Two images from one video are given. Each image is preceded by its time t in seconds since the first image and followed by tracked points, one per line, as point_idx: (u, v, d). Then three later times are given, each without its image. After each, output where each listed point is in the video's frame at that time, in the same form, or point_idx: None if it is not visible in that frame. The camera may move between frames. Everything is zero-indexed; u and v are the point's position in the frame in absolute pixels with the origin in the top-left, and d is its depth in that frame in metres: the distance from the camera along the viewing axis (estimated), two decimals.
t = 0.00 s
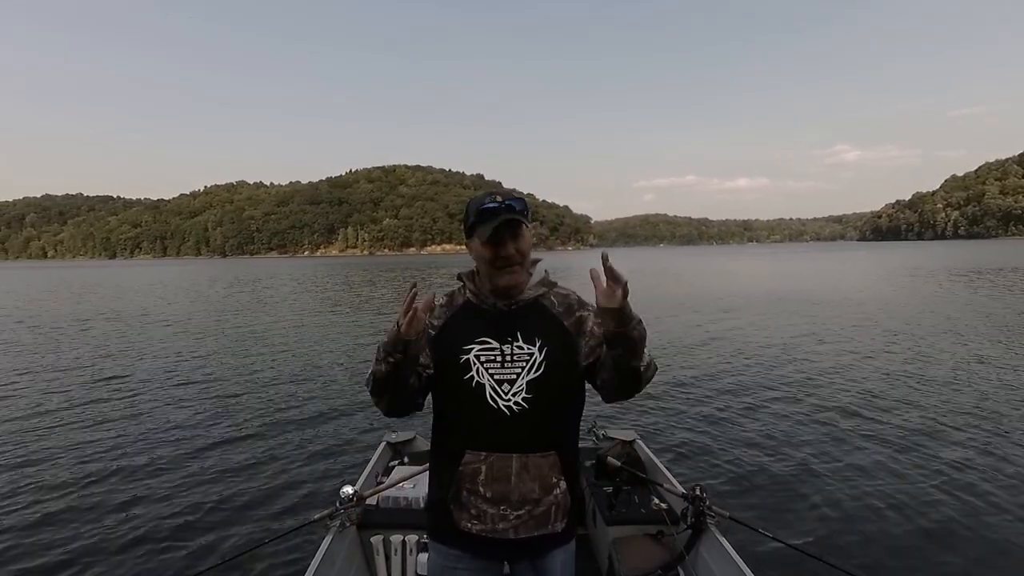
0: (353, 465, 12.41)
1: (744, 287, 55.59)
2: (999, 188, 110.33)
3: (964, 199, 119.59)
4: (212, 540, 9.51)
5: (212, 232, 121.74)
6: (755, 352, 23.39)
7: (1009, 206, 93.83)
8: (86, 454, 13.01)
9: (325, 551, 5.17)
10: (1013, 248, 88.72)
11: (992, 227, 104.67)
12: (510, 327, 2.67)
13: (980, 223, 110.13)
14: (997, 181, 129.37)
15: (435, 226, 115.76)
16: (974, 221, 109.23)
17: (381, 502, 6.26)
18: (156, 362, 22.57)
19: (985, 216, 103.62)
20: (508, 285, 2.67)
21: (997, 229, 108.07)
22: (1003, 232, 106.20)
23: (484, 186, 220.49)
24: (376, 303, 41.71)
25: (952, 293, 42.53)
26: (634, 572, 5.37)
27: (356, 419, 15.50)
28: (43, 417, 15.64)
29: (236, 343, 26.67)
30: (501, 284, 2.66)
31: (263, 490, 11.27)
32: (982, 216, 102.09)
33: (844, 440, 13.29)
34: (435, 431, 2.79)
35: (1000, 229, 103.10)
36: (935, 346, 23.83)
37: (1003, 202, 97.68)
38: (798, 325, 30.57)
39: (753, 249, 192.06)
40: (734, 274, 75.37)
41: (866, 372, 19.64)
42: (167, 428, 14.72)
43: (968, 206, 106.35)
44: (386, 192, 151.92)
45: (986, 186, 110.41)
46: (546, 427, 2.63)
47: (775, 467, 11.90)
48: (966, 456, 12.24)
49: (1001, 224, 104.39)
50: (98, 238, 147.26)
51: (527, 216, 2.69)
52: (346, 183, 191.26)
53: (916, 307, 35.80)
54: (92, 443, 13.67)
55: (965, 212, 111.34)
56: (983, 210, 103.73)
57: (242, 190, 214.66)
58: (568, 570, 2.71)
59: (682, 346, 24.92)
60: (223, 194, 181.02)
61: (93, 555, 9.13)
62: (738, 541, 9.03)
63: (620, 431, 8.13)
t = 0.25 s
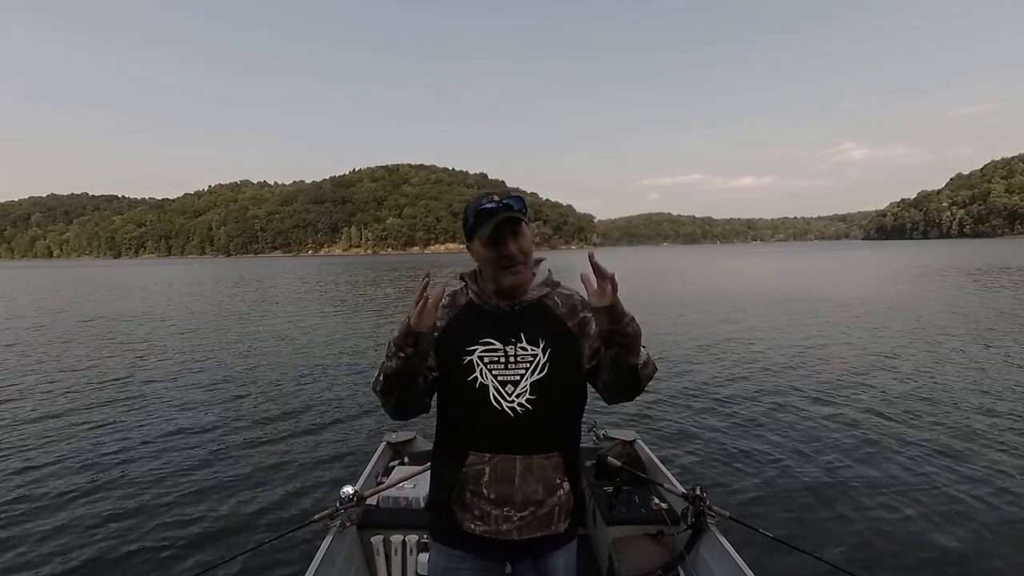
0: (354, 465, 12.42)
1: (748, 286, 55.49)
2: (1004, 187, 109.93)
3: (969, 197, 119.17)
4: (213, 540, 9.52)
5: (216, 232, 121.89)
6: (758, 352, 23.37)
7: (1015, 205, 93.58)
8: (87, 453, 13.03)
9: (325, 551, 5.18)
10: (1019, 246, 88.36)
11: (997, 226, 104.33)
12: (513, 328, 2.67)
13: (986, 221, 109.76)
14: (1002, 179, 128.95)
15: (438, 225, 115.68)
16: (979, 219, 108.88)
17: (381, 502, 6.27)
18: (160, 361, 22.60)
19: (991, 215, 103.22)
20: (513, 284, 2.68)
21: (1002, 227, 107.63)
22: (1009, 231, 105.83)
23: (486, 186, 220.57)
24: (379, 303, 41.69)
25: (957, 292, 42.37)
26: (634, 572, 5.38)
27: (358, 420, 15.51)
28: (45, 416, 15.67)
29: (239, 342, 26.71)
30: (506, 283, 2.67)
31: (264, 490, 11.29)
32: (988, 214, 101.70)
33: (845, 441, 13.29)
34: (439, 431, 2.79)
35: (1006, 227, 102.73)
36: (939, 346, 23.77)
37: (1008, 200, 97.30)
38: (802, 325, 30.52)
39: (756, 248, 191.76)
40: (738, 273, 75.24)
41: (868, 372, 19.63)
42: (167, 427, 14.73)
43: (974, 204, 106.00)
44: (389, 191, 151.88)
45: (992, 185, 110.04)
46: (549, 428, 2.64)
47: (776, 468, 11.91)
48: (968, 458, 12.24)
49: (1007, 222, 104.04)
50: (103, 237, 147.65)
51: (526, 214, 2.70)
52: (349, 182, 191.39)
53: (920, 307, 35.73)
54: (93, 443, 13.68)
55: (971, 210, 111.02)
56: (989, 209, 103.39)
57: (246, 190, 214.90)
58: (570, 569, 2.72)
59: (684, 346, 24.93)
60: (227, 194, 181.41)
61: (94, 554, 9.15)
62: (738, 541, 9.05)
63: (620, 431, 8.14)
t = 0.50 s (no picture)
0: (354, 466, 12.42)
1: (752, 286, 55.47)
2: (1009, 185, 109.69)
3: (974, 196, 118.97)
4: (213, 541, 9.52)
5: (220, 232, 122.12)
6: (760, 352, 23.38)
7: (1021, 203, 93.29)
8: (87, 454, 13.04)
9: (325, 551, 5.17)
10: None
11: (1002, 225, 104.11)
12: (512, 328, 2.68)
13: (991, 220, 109.57)
14: (1007, 179, 128.75)
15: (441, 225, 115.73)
16: (984, 218, 108.70)
17: (380, 502, 6.26)
18: (162, 361, 22.62)
19: (996, 214, 102.96)
20: (501, 276, 2.64)
21: (1008, 226, 107.39)
22: (1014, 230, 105.58)
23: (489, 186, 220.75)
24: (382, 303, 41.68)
25: (961, 292, 42.30)
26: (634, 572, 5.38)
27: (358, 419, 15.51)
28: (46, 417, 15.70)
29: (242, 342, 26.74)
30: (494, 274, 2.64)
31: (264, 490, 11.29)
32: (992, 213, 101.50)
33: (846, 441, 13.29)
34: (439, 435, 2.79)
35: (1011, 226, 102.50)
36: (942, 346, 23.74)
37: (1014, 199, 97.13)
38: (805, 325, 30.49)
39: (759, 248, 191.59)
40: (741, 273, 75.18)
41: (870, 372, 19.62)
42: (167, 428, 14.73)
43: (978, 203, 105.82)
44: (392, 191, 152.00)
45: (996, 184, 109.88)
46: (550, 431, 2.64)
47: (776, 468, 11.92)
48: (969, 458, 12.23)
49: (1012, 221, 103.83)
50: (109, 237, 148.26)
51: (522, 213, 2.74)
52: (352, 182, 191.59)
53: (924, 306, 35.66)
54: (93, 444, 13.70)
55: (975, 209, 110.84)
56: (994, 208, 103.19)
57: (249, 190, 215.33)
58: (572, 571, 2.71)
59: (686, 346, 24.94)
60: (230, 194, 181.53)
61: (94, 556, 9.17)
62: (739, 541, 9.05)
63: (620, 431, 8.14)
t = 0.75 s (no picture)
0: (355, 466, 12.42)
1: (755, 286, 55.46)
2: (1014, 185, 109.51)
3: (978, 196, 118.75)
4: (213, 541, 9.54)
5: (224, 232, 122.32)
6: (763, 353, 23.38)
7: None
8: (88, 456, 13.06)
9: (324, 551, 5.17)
10: None
11: (1008, 224, 103.86)
12: (512, 328, 2.68)
13: (996, 220, 109.35)
14: (1012, 178, 128.42)
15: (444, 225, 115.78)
16: (990, 219, 108.52)
17: (380, 502, 6.26)
18: (165, 361, 22.66)
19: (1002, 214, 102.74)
20: (501, 275, 2.63)
21: (1013, 226, 107.14)
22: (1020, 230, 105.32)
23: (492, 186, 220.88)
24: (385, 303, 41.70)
25: (966, 292, 42.18)
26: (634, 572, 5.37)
27: (359, 420, 15.51)
28: (48, 418, 15.74)
29: (245, 342, 26.79)
30: (494, 274, 2.64)
31: (264, 491, 11.30)
32: (998, 213, 101.27)
33: (847, 441, 13.29)
34: (438, 435, 2.78)
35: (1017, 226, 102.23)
36: (946, 346, 23.70)
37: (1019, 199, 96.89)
38: (808, 325, 30.49)
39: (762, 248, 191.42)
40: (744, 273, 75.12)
41: (872, 373, 19.61)
42: (168, 428, 14.75)
43: (983, 203, 105.63)
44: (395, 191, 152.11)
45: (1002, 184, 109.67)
46: (548, 430, 2.64)
47: (776, 469, 11.92)
48: (970, 459, 12.22)
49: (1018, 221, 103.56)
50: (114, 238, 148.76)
51: (523, 211, 2.73)
52: (355, 183, 191.79)
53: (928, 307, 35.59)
54: (94, 445, 13.72)
55: (981, 210, 110.68)
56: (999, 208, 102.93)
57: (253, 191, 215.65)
58: (569, 570, 2.72)
59: (689, 346, 24.96)
60: (235, 194, 181.80)
61: (94, 557, 9.20)
62: (738, 542, 9.05)
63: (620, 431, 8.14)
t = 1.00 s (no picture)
0: (355, 467, 12.42)
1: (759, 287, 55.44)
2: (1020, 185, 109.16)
3: (984, 197, 118.47)
4: (213, 541, 9.55)
5: (228, 233, 122.50)
6: (766, 354, 23.38)
7: None
8: (90, 456, 13.10)
9: (324, 551, 5.17)
10: None
11: (1014, 224, 103.52)
12: (508, 327, 2.68)
13: (1002, 220, 108.97)
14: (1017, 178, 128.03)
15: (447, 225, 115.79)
16: (996, 219, 108.16)
17: (380, 502, 6.27)
18: (168, 362, 22.71)
19: (1008, 214, 102.40)
20: (498, 275, 2.64)
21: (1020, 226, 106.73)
22: None
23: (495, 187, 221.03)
24: (389, 304, 41.73)
25: (972, 293, 42.04)
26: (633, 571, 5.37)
27: (360, 420, 15.51)
28: (50, 418, 15.79)
29: (249, 343, 26.87)
30: (491, 274, 2.64)
31: (264, 492, 11.30)
32: (1004, 213, 100.93)
33: (848, 443, 13.29)
34: (433, 434, 2.78)
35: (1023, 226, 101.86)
36: (950, 347, 23.63)
37: None
38: (811, 326, 30.51)
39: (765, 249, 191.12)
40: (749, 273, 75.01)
41: (875, 374, 19.58)
42: (169, 429, 14.79)
43: (989, 203, 105.35)
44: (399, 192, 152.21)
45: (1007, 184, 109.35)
46: (544, 429, 2.64)
47: (777, 471, 11.93)
48: (971, 461, 12.20)
49: None
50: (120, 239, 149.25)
51: (521, 209, 2.74)
52: (359, 183, 191.92)
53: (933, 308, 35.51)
54: (96, 445, 13.76)
55: (986, 210, 110.31)
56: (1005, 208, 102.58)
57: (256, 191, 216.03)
58: (566, 569, 2.72)
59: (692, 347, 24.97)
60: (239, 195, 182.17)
61: (94, 556, 9.21)
62: (738, 542, 9.05)
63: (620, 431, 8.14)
